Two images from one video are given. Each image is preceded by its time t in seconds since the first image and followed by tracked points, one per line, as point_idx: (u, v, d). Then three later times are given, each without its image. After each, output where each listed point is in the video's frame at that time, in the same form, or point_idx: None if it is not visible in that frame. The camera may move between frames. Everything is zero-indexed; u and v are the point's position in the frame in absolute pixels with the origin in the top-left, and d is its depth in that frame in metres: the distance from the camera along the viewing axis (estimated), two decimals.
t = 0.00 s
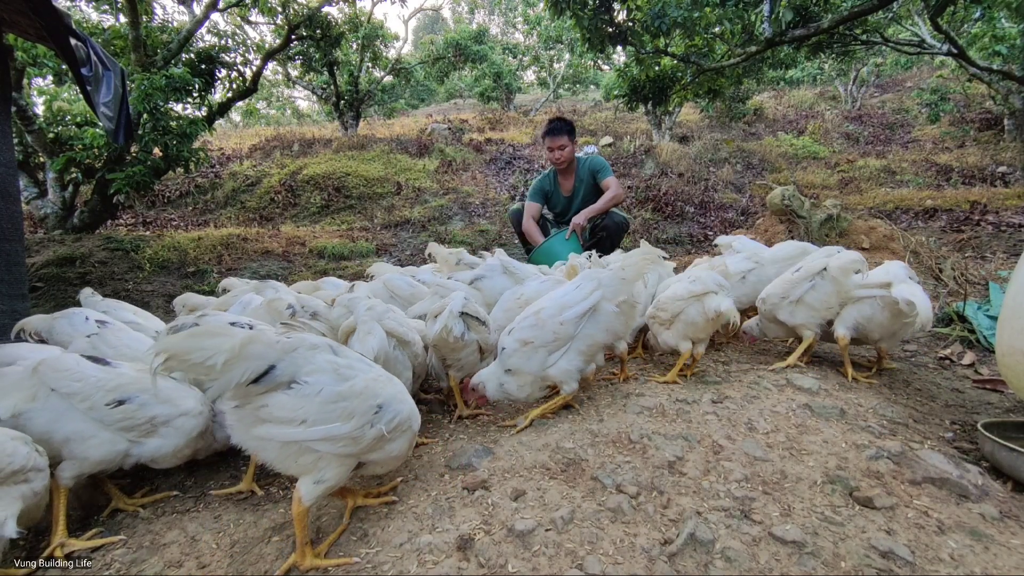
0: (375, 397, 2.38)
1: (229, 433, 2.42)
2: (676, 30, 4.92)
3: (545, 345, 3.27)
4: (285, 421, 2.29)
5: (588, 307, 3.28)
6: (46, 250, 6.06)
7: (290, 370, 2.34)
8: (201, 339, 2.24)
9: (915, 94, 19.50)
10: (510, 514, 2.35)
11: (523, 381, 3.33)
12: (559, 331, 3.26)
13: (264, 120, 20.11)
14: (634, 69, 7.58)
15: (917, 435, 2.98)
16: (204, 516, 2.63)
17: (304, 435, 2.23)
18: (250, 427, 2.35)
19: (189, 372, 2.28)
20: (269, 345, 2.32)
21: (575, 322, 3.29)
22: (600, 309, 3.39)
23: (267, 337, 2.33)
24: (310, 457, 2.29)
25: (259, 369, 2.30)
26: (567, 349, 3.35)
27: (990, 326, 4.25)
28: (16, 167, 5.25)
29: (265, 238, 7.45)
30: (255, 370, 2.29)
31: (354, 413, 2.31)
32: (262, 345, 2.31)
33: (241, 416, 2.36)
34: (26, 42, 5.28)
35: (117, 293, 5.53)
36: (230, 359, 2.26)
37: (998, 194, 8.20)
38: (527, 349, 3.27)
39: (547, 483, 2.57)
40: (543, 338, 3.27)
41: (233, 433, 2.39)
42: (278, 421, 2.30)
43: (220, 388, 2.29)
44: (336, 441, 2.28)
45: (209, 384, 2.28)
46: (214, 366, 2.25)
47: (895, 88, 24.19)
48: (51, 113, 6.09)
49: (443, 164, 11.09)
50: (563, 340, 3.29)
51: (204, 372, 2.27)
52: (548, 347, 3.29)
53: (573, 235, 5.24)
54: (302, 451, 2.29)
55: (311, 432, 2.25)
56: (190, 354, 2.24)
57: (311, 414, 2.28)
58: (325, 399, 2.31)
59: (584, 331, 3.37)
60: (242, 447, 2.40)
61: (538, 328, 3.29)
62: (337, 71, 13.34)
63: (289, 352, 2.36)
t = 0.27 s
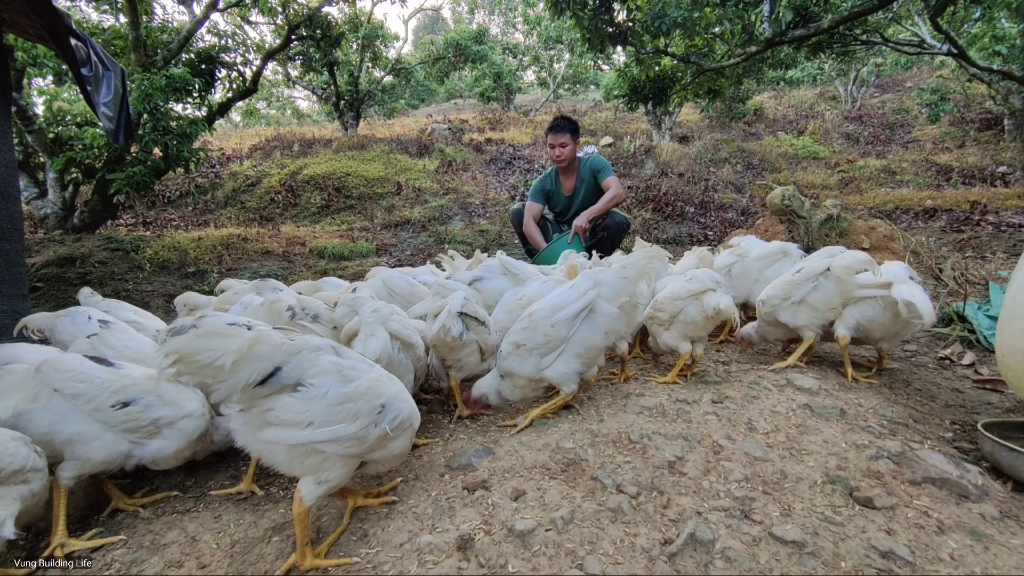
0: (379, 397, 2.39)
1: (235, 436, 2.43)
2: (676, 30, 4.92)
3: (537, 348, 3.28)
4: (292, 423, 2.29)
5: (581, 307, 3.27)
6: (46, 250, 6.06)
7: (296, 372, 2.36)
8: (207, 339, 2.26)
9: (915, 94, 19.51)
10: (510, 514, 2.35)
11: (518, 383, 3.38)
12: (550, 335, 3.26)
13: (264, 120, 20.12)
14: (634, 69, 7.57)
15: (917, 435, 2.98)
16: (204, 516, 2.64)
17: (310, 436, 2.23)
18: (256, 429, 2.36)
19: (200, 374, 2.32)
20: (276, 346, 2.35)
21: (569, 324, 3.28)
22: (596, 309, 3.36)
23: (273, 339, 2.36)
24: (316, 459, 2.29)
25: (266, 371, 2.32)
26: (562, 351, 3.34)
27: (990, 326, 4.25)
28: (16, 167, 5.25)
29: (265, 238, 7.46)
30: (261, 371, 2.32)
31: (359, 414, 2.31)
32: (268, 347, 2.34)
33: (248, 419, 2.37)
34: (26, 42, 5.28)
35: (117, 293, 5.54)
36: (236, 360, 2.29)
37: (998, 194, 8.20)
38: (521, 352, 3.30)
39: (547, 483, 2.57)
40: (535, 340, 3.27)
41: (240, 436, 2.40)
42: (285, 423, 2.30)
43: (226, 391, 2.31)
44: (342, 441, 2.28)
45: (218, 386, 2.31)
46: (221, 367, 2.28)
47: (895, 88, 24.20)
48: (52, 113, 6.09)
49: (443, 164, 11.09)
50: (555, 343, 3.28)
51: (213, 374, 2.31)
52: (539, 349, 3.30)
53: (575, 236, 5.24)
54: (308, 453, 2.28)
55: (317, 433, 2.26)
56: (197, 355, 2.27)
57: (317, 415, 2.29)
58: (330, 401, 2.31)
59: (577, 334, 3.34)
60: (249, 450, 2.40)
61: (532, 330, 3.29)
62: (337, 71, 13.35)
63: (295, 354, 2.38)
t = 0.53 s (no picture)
0: (377, 396, 2.39)
1: (234, 436, 2.42)
2: (676, 30, 4.92)
3: (537, 347, 3.29)
4: (290, 422, 2.29)
5: (580, 307, 3.27)
6: (46, 250, 6.06)
7: (295, 371, 2.35)
8: (208, 338, 2.28)
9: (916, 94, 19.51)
10: (510, 514, 2.35)
11: (518, 381, 3.39)
12: (550, 334, 3.27)
13: (264, 120, 20.12)
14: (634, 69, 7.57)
15: (917, 436, 2.98)
16: (204, 516, 2.63)
17: (309, 435, 2.23)
18: (255, 429, 2.36)
19: (199, 372, 2.32)
20: (275, 345, 2.34)
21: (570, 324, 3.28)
22: (595, 309, 3.36)
23: (272, 338, 2.35)
24: (314, 459, 2.28)
25: (265, 369, 2.31)
26: (561, 351, 3.34)
27: (990, 326, 4.25)
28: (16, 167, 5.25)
29: (265, 238, 7.45)
30: (261, 370, 2.31)
31: (358, 413, 2.31)
32: (268, 346, 2.33)
33: (247, 418, 2.37)
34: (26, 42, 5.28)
35: (117, 293, 5.54)
36: (236, 359, 2.28)
37: (998, 194, 8.20)
38: (520, 351, 3.29)
39: (547, 483, 2.57)
40: (535, 339, 3.28)
41: (238, 435, 2.40)
42: (284, 422, 2.30)
43: (226, 390, 2.31)
44: (341, 441, 2.28)
45: (218, 385, 2.31)
46: (222, 365, 2.28)
47: (895, 88, 24.20)
48: (51, 113, 6.09)
49: (443, 165, 11.09)
50: (555, 342, 3.28)
51: (213, 372, 2.31)
52: (538, 348, 3.30)
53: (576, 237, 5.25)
54: (305, 452, 2.28)
55: (315, 433, 2.25)
56: (198, 353, 2.28)
57: (316, 414, 2.28)
58: (329, 400, 2.31)
59: (576, 333, 3.34)
60: (247, 449, 2.40)
61: (531, 330, 3.29)
62: (338, 71, 13.35)
63: (294, 353, 2.38)
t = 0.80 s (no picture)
0: (380, 397, 2.39)
1: (237, 437, 2.42)
2: (676, 30, 4.92)
3: (537, 346, 3.26)
4: (295, 424, 2.29)
5: (581, 308, 3.28)
6: (46, 250, 6.06)
7: (298, 373, 2.35)
8: (207, 341, 2.26)
9: (915, 94, 19.52)
10: (510, 514, 2.35)
11: (513, 381, 3.36)
12: (550, 335, 3.25)
13: (264, 120, 20.13)
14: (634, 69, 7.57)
15: (917, 435, 2.98)
16: (204, 516, 2.64)
17: (314, 436, 2.24)
18: (259, 430, 2.36)
19: (201, 375, 2.31)
20: (277, 346, 2.34)
21: (567, 324, 3.28)
22: (594, 311, 3.36)
23: (274, 340, 2.35)
24: (318, 460, 2.28)
25: (268, 371, 2.31)
26: (560, 352, 3.31)
27: (990, 326, 4.25)
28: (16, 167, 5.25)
29: (265, 238, 7.46)
30: (264, 371, 2.31)
31: (362, 414, 2.32)
32: (269, 347, 2.33)
33: (251, 419, 2.37)
34: (26, 42, 5.28)
35: (117, 293, 5.54)
36: (239, 362, 2.28)
37: (998, 194, 8.21)
38: (518, 351, 3.27)
39: (547, 483, 2.58)
40: (535, 339, 3.26)
41: (242, 437, 2.40)
42: (289, 424, 2.30)
43: (229, 392, 2.30)
44: (345, 442, 2.28)
45: (221, 387, 2.31)
46: (223, 367, 2.27)
47: (895, 88, 24.20)
48: (52, 113, 6.09)
49: (443, 165, 11.09)
50: (553, 343, 3.27)
51: (215, 375, 2.30)
52: (538, 349, 3.27)
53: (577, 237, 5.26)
54: (310, 454, 2.28)
55: (320, 434, 2.26)
56: (199, 356, 2.26)
57: (321, 416, 2.29)
58: (333, 401, 2.31)
59: (576, 334, 3.33)
60: (251, 451, 2.40)
61: (529, 329, 3.27)
62: (338, 71, 13.35)
63: (297, 354, 2.38)
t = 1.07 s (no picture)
0: (385, 394, 2.42)
1: (244, 436, 2.40)
2: (676, 30, 4.92)
3: (530, 346, 3.26)
4: (305, 421, 2.29)
5: (576, 308, 3.27)
6: (46, 250, 6.06)
7: (308, 370, 2.36)
8: (222, 337, 2.22)
9: (915, 94, 19.53)
10: (510, 513, 2.35)
11: (505, 381, 3.32)
12: (545, 335, 3.25)
13: (264, 120, 20.13)
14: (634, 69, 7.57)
15: (917, 435, 2.98)
16: (204, 516, 2.64)
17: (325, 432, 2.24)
18: (269, 427, 2.35)
19: (216, 372, 2.27)
20: (287, 343, 2.34)
21: (561, 324, 3.27)
22: (587, 310, 3.36)
23: (284, 337, 2.34)
24: (328, 456, 2.29)
25: (278, 368, 2.31)
26: (554, 351, 3.33)
27: (990, 326, 4.24)
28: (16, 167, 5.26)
29: (265, 238, 7.45)
30: (274, 368, 2.30)
31: (369, 410, 2.34)
32: (279, 344, 2.32)
33: (260, 417, 2.36)
34: (26, 42, 5.28)
35: (117, 293, 5.54)
36: (252, 358, 2.26)
37: (998, 194, 8.21)
38: (512, 351, 3.25)
39: (548, 483, 2.58)
40: (529, 339, 3.25)
41: (249, 435, 2.39)
42: (299, 421, 2.30)
43: (240, 389, 2.30)
44: (354, 438, 2.30)
45: (232, 385, 2.29)
46: (238, 364, 2.25)
47: (895, 88, 24.20)
48: (51, 113, 6.09)
49: (443, 165, 11.09)
50: (547, 343, 3.27)
51: (229, 371, 2.27)
52: (533, 349, 3.27)
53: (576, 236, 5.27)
54: (319, 450, 2.28)
55: (332, 430, 2.26)
56: (212, 353, 2.22)
57: (331, 412, 2.30)
58: (342, 398, 2.32)
59: (570, 334, 3.33)
60: (259, 449, 2.38)
61: (521, 329, 3.27)
62: (338, 71, 13.35)
63: (306, 351, 2.38)
